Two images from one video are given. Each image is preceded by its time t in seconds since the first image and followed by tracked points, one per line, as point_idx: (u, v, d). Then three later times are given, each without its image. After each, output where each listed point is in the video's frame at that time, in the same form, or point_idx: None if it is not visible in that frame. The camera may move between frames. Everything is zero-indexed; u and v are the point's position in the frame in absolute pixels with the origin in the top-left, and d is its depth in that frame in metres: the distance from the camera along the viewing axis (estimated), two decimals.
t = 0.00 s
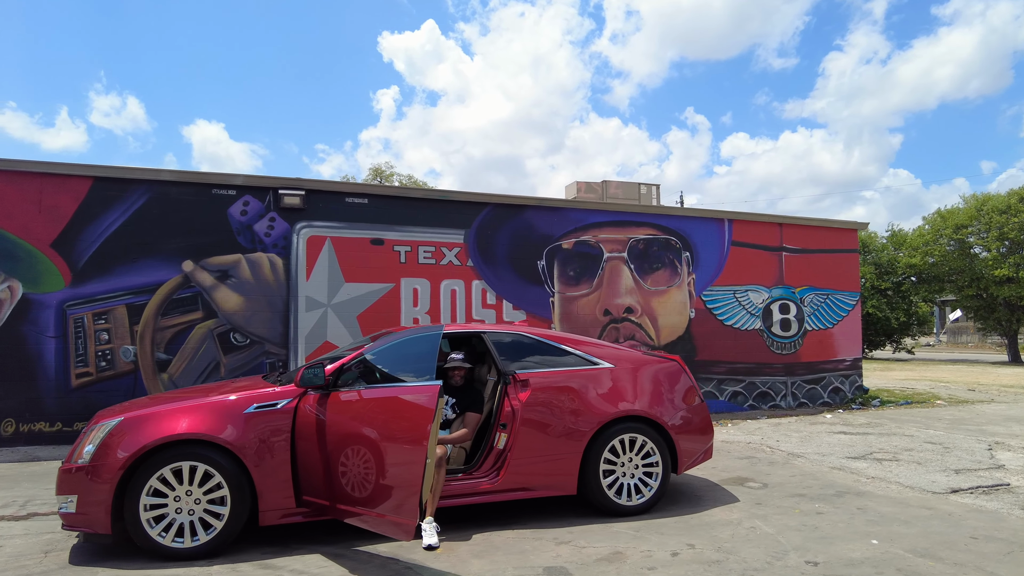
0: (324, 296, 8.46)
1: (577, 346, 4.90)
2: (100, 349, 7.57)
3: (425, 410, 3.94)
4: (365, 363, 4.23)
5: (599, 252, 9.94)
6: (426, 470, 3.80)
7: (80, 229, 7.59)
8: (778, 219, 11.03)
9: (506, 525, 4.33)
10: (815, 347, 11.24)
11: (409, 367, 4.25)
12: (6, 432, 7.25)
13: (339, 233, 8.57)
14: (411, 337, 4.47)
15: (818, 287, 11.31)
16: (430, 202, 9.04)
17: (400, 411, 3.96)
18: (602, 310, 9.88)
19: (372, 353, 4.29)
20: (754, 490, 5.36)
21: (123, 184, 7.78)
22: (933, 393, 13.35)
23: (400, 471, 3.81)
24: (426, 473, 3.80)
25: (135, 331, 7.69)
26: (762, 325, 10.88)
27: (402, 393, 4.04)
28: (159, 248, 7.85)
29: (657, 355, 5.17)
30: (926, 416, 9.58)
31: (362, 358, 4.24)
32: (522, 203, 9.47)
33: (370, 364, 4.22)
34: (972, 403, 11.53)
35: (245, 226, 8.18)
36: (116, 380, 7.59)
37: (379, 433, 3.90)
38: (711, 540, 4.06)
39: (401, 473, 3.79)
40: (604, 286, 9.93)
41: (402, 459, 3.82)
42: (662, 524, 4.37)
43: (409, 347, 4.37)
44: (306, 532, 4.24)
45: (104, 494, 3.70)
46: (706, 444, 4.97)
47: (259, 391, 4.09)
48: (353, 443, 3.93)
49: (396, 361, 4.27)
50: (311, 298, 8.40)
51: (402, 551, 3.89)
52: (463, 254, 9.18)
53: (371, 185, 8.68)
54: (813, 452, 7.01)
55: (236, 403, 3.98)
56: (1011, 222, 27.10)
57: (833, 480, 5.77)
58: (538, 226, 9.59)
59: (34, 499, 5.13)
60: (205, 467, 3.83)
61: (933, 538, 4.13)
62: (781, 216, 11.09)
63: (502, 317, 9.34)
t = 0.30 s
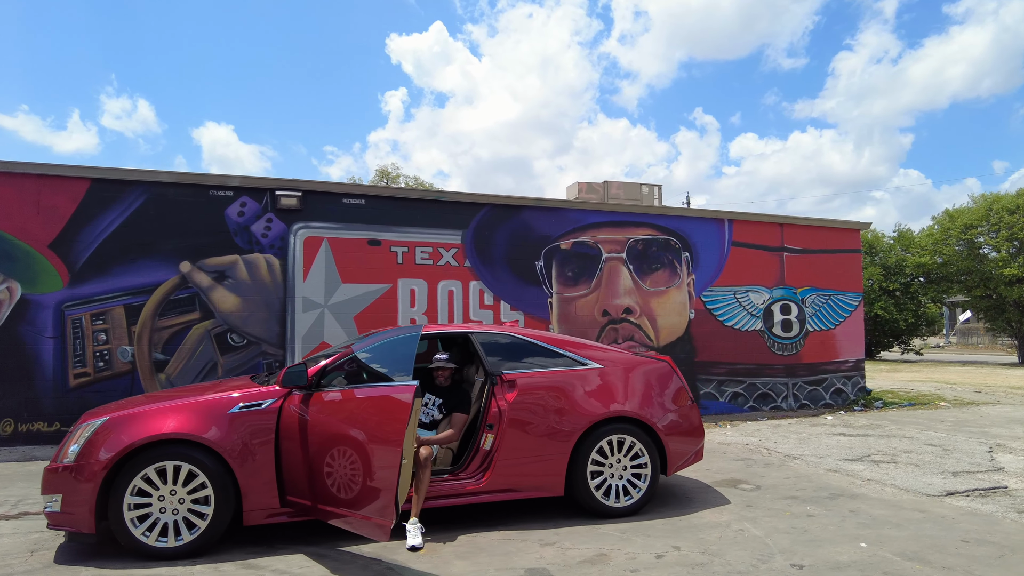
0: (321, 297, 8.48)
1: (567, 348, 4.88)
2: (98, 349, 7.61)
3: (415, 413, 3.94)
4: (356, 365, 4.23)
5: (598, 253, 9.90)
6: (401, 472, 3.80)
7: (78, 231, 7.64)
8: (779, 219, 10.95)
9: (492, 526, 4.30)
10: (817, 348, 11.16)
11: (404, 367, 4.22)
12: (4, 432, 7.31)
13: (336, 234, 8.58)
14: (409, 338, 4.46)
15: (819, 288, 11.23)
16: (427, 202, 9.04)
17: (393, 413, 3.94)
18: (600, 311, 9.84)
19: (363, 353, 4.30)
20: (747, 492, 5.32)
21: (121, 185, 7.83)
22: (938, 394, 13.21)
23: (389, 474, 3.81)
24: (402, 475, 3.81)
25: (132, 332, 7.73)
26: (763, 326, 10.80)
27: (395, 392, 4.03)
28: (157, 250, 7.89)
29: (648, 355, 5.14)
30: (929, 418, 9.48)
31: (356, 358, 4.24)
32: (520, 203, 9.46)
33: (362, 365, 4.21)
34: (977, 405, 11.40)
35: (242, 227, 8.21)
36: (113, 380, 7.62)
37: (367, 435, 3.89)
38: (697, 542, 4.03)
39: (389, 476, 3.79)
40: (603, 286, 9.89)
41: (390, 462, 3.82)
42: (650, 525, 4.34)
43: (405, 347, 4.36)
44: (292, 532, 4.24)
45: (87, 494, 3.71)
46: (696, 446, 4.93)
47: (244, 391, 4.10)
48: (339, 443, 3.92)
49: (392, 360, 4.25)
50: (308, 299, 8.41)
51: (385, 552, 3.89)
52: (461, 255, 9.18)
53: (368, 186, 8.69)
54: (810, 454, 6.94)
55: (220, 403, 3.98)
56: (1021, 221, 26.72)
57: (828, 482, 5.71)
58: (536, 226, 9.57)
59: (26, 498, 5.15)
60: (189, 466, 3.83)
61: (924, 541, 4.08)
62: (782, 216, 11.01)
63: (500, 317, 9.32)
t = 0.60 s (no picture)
0: (323, 300, 8.54)
1: (562, 351, 4.87)
2: (103, 352, 7.73)
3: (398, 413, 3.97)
4: (350, 368, 4.26)
5: (599, 254, 9.89)
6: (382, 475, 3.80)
7: (83, 235, 7.76)
8: (783, 219, 10.87)
9: (482, 529, 4.32)
10: (823, 350, 11.06)
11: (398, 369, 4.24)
12: (11, 434, 7.44)
13: (337, 237, 8.64)
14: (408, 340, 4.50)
15: (825, 289, 11.13)
16: (427, 205, 9.07)
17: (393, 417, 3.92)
18: (602, 313, 9.83)
19: (358, 355, 4.35)
20: (742, 495, 5.29)
21: (126, 190, 7.94)
22: (948, 396, 13.03)
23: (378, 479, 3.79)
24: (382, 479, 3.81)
25: (136, 335, 7.83)
26: (768, 328, 10.72)
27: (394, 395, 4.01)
28: (161, 254, 7.99)
29: (641, 358, 5.13)
30: (935, 420, 9.35)
31: (354, 360, 4.30)
32: (520, 205, 9.47)
33: (358, 368, 4.24)
34: (988, 408, 11.22)
35: (245, 231, 8.30)
36: (117, 383, 7.73)
37: (359, 440, 3.89)
38: (686, 546, 4.01)
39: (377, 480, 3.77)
40: (605, 288, 9.87)
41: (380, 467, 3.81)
42: (640, 529, 4.33)
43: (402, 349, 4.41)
44: (284, 534, 4.28)
45: (81, 496, 3.77)
46: (689, 449, 4.91)
47: (235, 395, 4.15)
48: (331, 447, 3.94)
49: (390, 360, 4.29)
50: (309, 301, 8.48)
51: (374, 554, 3.91)
52: (461, 257, 9.20)
53: (368, 189, 8.74)
54: (811, 457, 6.88)
55: (211, 406, 4.03)
56: None
57: (825, 486, 5.66)
58: (537, 228, 9.58)
59: (28, 499, 5.25)
60: (181, 468, 3.88)
61: (916, 547, 4.03)
62: (787, 217, 10.93)
63: (501, 320, 9.33)
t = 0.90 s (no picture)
0: (326, 300, 8.57)
1: (559, 350, 4.84)
2: (108, 351, 7.81)
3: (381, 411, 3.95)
4: (346, 368, 4.29)
5: (604, 253, 9.84)
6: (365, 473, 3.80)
7: (89, 236, 7.84)
8: (791, 218, 10.75)
9: (476, 528, 4.30)
10: (831, 349, 10.93)
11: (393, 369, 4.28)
12: (19, 432, 7.53)
13: (341, 237, 8.66)
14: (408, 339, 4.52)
15: (834, 288, 10.99)
16: (431, 204, 9.07)
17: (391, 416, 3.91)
18: (607, 313, 9.77)
19: (356, 351, 4.40)
20: (742, 496, 5.23)
21: (131, 191, 8.02)
22: (962, 397, 12.83)
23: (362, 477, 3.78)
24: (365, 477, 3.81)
25: (142, 334, 7.91)
26: (775, 327, 10.61)
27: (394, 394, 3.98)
28: (165, 254, 8.06)
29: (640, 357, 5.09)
30: (946, 421, 9.20)
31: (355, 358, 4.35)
32: (524, 204, 9.45)
33: (360, 366, 4.29)
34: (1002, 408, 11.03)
35: (249, 231, 8.34)
36: (123, 382, 7.81)
37: (354, 440, 3.89)
38: (680, 547, 3.97)
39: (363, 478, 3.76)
40: (609, 288, 9.82)
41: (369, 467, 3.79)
42: (635, 529, 4.29)
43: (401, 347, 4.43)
44: (277, 532, 4.29)
45: (74, 493, 3.80)
46: (687, 449, 4.86)
47: (228, 393, 4.16)
48: (326, 446, 3.94)
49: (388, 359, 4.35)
50: (313, 301, 8.51)
51: (365, 553, 3.91)
52: (465, 257, 9.20)
53: (372, 189, 8.76)
54: (815, 458, 6.80)
55: (204, 404, 4.05)
56: None
57: (828, 487, 5.58)
58: (541, 228, 9.55)
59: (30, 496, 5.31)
60: (173, 466, 3.90)
61: (915, 549, 3.95)
62: (795, 215, 10.81)
63: (505, 319, 9.31)
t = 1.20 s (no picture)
0: (326, 297, 8.54)
1: (553, 348, 4.76)
2: (108, 348, 7.81)
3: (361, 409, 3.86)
4: (337, 365, 4.26)
5: (606, 251, 9.75)
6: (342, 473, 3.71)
7: (89, 234, 7.85)
8: (797, 214, 10.60)
9: (466, 528, 4.24)
10: (838, 348, 10.78)
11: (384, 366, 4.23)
12: (19, 429, 7.56)
13: (340, 234, 8.62)
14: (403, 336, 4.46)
15: (840, 286, 10.84)
16: (431, 201, 9.02)
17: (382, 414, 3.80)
18: (609, 310, 9.68)
19: (353, 346, 4.37)
20: (739, 497, 5.14)
21: (131, 188, 8.02)
22: (972, 396, 12.65)
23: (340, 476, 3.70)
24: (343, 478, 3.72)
25: (141, 331, 7.91)
26: (781, 326, 10.48)
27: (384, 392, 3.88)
28: (165, 251, 8.05)
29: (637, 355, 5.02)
30: (954, 421, 9.05)
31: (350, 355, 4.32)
32: (525, 201, 9.37)
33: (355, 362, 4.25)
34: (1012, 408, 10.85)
35: (248, 228, 8.33)
36: (123, 379, 7.82)
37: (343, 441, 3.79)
38: (672, 549, 3.89)
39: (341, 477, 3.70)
40: (611, 285, 9.73)
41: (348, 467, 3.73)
42: (628, 531, 4.22)
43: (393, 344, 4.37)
44: (265, 531, 4.26)
45: (59, 491, 3.78)
46: (683, 449, 4.79)
47: (216, 390, 4.13)
48: (315, 445, 3.86)
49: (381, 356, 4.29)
50: (312, 299, 8.48)
51: (352, 553, 3.86)
52: (465, 254, 9.14)
53: (372, 186, 8.72)
54: (817, 458, 6.69)
55: (192, 401, 4.02)
56: None
57: (828, 487, 5.48)
58: (542, 225, 9.47)
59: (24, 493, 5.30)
60: (159, 464, 3.87)
61: (914, 553, 3.85)
62: (801, 211, 10.66)
63: (505, 317, 9.25)
